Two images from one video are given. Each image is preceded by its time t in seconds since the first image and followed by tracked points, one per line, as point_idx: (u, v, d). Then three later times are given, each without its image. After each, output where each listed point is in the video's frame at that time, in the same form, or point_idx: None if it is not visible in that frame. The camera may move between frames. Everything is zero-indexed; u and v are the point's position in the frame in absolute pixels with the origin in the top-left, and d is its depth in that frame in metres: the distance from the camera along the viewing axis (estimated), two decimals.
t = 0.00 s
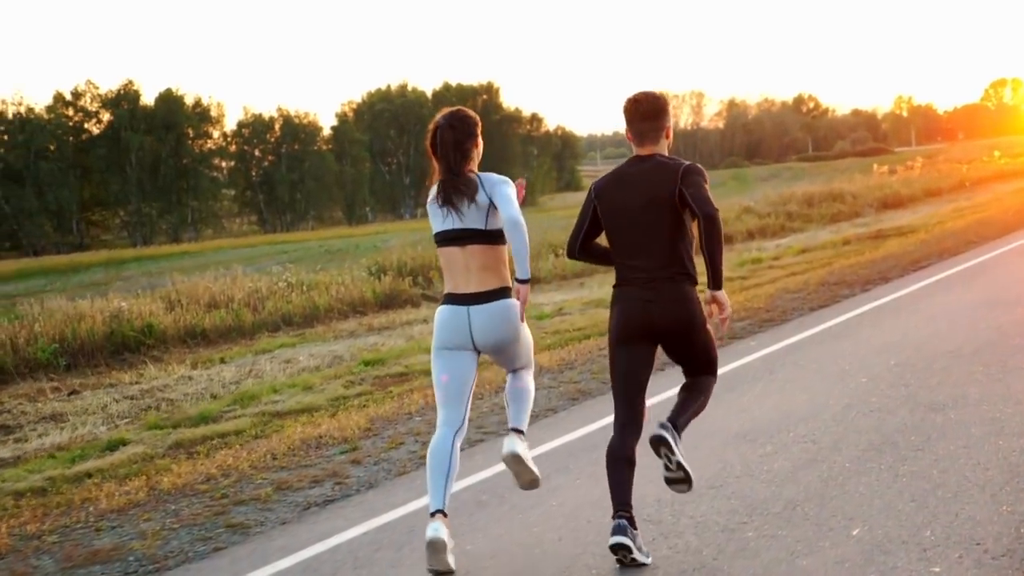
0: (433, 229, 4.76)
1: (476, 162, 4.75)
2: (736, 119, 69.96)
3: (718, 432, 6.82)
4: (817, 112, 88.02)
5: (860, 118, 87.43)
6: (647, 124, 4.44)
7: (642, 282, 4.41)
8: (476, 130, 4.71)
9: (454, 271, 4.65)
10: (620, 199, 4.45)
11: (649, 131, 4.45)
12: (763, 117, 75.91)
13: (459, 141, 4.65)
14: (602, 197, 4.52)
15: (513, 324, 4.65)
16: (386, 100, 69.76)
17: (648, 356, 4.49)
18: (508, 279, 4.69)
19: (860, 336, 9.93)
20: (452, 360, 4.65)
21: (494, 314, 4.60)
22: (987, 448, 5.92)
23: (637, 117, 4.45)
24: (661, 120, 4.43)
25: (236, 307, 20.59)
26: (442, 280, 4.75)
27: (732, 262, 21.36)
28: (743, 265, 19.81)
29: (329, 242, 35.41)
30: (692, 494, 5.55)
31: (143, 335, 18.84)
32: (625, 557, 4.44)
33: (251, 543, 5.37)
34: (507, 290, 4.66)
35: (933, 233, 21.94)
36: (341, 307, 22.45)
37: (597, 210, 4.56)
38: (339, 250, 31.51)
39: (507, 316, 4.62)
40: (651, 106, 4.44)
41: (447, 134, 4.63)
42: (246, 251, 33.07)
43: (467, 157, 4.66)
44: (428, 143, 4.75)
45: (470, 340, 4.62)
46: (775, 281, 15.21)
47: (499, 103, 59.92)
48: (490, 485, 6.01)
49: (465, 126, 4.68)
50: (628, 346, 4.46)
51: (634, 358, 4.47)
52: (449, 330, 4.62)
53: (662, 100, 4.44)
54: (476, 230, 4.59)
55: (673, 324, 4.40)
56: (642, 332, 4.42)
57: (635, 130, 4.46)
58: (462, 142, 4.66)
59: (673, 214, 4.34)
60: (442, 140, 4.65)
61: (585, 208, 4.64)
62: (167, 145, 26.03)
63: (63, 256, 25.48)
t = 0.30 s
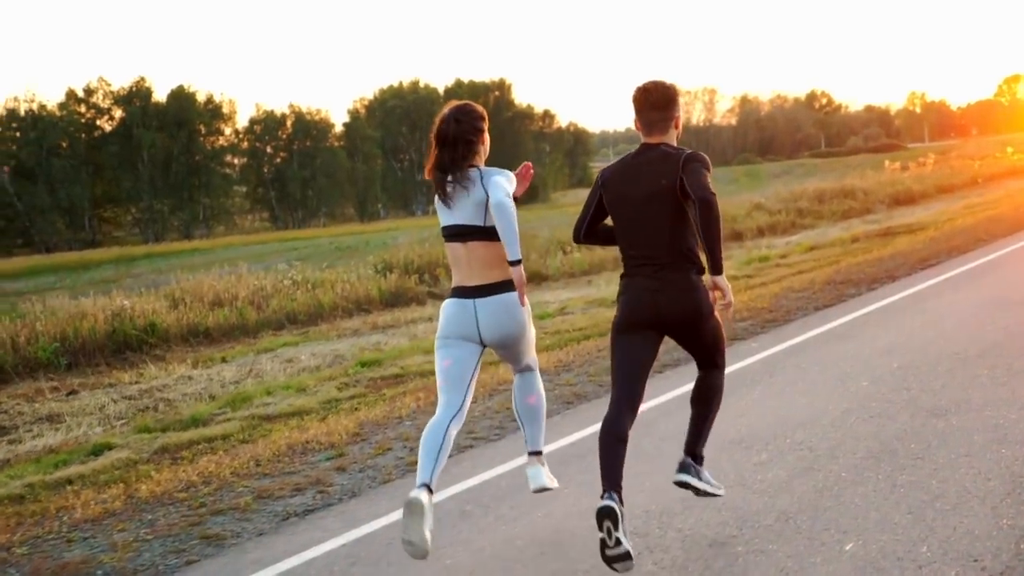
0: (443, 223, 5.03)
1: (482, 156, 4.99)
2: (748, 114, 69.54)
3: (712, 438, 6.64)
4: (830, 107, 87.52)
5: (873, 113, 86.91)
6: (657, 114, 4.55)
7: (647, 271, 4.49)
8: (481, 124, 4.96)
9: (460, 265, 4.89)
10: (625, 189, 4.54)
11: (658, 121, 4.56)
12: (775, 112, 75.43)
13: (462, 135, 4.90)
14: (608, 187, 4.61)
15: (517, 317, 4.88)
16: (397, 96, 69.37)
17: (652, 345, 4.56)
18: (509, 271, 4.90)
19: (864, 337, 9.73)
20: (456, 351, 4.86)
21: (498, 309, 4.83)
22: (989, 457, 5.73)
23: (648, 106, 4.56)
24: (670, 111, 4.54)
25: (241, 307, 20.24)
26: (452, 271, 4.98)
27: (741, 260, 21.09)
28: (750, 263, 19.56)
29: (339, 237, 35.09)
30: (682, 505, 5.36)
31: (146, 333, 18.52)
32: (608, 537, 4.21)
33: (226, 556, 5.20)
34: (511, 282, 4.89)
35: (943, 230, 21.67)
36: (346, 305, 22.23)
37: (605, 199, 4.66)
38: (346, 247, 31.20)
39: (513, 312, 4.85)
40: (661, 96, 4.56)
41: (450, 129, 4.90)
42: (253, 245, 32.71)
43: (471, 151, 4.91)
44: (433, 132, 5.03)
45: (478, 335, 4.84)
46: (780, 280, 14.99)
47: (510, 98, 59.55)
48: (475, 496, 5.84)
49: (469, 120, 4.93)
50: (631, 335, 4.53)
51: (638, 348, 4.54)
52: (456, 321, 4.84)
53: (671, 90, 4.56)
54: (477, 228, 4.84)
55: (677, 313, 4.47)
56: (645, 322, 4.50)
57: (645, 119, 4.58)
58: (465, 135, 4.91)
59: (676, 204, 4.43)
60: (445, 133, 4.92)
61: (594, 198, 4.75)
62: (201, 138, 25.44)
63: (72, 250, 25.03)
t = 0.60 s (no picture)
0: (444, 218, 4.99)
1: (486, 154, 4.97)
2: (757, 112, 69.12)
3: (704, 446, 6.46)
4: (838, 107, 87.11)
5: (881, 112, 86.47)
6: (663, 110, 4.60)
7: (650, 267, 4.56)
8: (486, 123, 4.94)
9: (464, 264, 4.83)
10: (630, 184, 4.62)
11: (664, 118, 4.62)
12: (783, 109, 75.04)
13: (467, 130, 4.88)
14: (615, 183, 4.69)
15: (519, 319, 4.79)
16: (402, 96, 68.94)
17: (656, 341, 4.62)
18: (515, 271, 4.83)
19: (866, 340, 9.56)
20: (457, 352, 4.89)
21: (498, 309, 4.77)
22: (988, 467, 5.56)
23: (654, 102, 4.62)
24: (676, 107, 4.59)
25: (244, 303, 18.14)
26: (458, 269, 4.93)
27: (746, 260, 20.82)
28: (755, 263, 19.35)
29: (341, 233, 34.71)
30: (671, 517, 5.21)
31: (147, 334, 16.30)
32: (596, 502, 4.32)
33: (201, 569, 5.05)
34: (516, 285, 4.83)
35: (950, 229, 21.49)
36: (349, 306, 20.50)
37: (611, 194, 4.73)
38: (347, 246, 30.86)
39: (511, 312, 4.77)
40: (667, 91, 4.59)
41: (455, 124, 4.88)
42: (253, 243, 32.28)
43: (474, 147, 4.89)
44: (435, 123, 5.02)
45: (477, 334, 4.80)
46: (782, 282, 14.80)
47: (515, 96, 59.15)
48: (459, 506, 5.68)
49: (475, 117, 4.92)
50: (635, 331, 4.61)
51: (641, 343, 4.61)
52: (455, 320, 4.84)
53: (678, 85, 4.59)
54: (480, 226, 4.77)
55: (678, 310, 4.53)
56: (648, 317, 4.57)
57: (652, 115, 4.63)
58: (470, 132, 4.90)
59: (678, 202, 4.48)
60: (448, 125, 4.91)
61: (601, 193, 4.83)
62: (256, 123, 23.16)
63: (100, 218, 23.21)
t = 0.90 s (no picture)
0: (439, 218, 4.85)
1: (488, 154, 4.81)
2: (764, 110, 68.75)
3: (694, 456, 6.27)
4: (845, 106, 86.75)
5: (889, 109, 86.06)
6: (668, 110, 4.45)
7: (651, 269, 4.44)
8: (488, 125, 4.78)
9: (462, 267, 4.68)
10: (634, 183, 4.49)
11: (670, 117, 4.47)
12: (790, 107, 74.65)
13: (467, 131, 4.72)
14: (619, 182, 4.56)
15: (519, 327, 4.64)
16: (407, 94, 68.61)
17: (657, 344, 4.50)
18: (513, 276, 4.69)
19: (865, 343, 9.36)
20: (457, 359, 4.75)
21: (494, 317, 4.62)
22: (985, 478, 5.36)
23: (660, 102, 4.47)
24: (681, 108, 4.44)
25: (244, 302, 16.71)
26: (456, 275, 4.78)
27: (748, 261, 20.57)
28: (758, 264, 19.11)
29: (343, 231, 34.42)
30: (654, 531, 5.02)
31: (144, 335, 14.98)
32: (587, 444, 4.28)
33: None
34: (514, 291, 4.68)
35: (956, 229, 21.26)
36: (352, 305, 18.75)
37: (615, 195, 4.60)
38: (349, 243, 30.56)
39: (509, 320, 4.62)
40: (674, 90, 4.44)
41: (455, 126, 4.72)
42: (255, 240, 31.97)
43: (475, 150, 4.74)
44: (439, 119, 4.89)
45: (476, 341, 4.66)
46: (783, 283, 14.57)
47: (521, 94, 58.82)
48: (437, 518, 5.50)
49: (477, 117, 4.77)
50: (634, 334, 4.49)
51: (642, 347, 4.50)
52: (454, 327, 4.70)
53: (685, 85, 4.43)
54: (479, 229, 4.62)
55: (678, 313, 4.40)
56: (647, 319, 4.45)
57: (657, 115, 4.48)
58: (472, 133, 4.74)
59: (682, 204, 4.35)
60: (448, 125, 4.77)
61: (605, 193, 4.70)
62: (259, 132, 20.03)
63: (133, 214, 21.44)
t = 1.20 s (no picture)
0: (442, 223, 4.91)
1: (490, 159, 4.86)
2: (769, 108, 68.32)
3: (682, 465, 6.10)
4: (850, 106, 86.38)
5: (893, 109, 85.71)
6: (670, 115, 4.41)
7: (652, 277, 4.38)
8: (489, 128, 4.83)
9: (463, 276, 4.71)
10: (636, 188, 4.43)
11: (672, 122, 4.42)
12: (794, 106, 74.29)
13: (467, 135, 4.79)
14: (619, 186, 4.50)
15: (517, 333, 4.64)
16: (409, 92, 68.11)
17: (659, 353, 4.44)
18: (516, 284, 4.72)
19: (862, 348, 9.19)
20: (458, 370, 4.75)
21: (492, 325, 4.63)
22: (980, 491, 5.18)
23: (663, 106, 4.42)
24: (685, 113, 4.40)
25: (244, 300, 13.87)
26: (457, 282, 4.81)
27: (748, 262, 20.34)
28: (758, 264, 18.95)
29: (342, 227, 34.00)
30: (636, 545, 4.86)
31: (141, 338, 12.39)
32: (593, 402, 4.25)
33: None
34: (514, 298, 4.69)
35: (959, 229, 21.07)
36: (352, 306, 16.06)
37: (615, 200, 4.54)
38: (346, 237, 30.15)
39: (506, 327, 4.62)
40: (676, 95, 4.40)
41: (455, 130, 4.79)
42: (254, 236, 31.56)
43: (475, 154, 4.80)
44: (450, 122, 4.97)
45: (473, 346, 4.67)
46: (784, 285, 14.37)
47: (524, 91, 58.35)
48: (414, 530, 5.34)
49: (479, 122, 4.82)
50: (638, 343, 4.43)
51: (645, 358, 4.43)
52: (453, 338, 4.72)
53: (688, 90, 4.40)
54: (480, 238, 4.64)
55: (680, 323, 4.35)
56: (649, 327, 4.39)
57: (660, 121, 4.43)
58: (473, 136, 4.80)
59: (687, 213, 4.30)
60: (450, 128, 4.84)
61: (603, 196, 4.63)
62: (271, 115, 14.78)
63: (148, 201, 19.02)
